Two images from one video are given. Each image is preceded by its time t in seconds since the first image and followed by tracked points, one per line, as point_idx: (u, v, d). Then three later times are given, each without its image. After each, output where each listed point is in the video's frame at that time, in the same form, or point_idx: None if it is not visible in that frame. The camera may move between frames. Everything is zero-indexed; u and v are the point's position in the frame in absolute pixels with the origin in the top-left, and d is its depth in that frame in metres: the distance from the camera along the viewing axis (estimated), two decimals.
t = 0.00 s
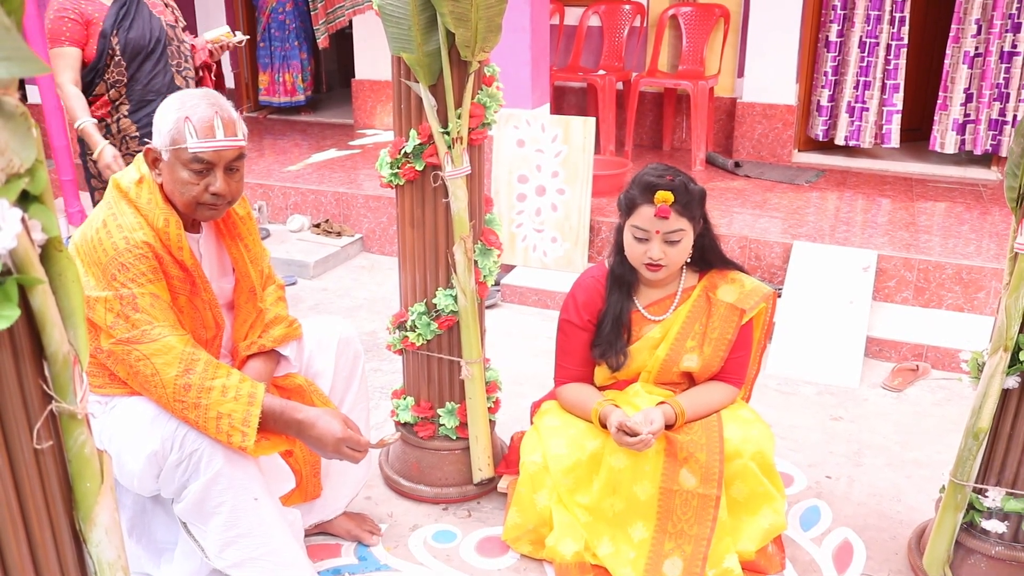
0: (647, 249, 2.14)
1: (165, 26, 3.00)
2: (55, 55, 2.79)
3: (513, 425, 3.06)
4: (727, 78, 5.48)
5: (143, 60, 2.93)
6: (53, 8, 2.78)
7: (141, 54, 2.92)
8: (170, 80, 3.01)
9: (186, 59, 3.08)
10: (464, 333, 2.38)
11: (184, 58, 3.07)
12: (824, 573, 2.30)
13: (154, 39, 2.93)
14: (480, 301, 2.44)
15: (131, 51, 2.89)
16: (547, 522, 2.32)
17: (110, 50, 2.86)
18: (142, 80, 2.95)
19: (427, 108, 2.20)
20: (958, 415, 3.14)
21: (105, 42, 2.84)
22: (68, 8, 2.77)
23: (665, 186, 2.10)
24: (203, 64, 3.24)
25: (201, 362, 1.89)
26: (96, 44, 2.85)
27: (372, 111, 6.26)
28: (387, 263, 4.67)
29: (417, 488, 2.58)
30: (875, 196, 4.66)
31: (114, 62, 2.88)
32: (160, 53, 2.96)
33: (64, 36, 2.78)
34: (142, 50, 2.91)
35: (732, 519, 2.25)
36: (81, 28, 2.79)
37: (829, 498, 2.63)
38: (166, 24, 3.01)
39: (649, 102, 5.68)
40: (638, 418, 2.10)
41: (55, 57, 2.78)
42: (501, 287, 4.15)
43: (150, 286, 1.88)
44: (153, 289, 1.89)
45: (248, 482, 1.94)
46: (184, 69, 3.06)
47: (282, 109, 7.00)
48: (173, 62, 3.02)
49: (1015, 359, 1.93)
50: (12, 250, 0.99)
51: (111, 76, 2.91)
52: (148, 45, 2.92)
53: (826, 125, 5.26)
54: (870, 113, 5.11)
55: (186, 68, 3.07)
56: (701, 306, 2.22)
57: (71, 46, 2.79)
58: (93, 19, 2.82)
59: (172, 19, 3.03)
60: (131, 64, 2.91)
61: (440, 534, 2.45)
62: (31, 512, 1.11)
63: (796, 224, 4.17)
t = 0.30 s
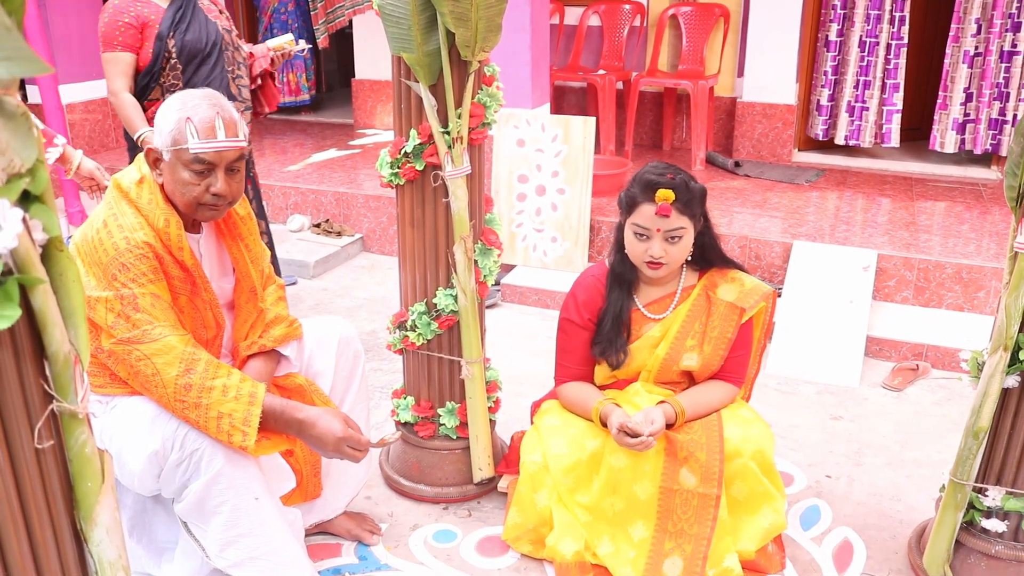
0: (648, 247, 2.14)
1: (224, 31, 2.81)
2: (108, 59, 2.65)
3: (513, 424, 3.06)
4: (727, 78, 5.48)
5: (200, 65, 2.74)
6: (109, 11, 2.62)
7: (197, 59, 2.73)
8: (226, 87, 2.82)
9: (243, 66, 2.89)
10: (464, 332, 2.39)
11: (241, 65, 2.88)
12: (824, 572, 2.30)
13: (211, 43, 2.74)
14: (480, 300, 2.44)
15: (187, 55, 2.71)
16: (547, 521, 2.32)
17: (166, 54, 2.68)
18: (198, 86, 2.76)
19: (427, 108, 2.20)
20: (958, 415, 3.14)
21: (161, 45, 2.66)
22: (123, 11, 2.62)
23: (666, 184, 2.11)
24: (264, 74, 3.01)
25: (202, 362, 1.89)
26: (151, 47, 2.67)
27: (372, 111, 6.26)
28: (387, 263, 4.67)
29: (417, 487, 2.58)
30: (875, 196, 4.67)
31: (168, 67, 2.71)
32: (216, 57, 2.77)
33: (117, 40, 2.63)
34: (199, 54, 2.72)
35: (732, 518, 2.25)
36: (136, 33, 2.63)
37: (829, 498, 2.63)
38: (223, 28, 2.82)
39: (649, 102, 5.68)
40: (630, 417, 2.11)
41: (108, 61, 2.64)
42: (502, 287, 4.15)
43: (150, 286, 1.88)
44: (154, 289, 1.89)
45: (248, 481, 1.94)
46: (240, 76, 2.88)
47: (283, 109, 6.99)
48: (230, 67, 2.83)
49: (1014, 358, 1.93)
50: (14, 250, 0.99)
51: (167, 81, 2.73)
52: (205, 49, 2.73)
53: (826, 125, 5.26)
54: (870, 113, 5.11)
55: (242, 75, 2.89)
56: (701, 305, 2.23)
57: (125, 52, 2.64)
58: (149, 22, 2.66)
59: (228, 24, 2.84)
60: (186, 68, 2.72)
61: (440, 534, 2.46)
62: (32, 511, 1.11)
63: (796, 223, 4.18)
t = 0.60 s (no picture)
0: (650, 245, 2.14)
1: (269, 30, 2.75)
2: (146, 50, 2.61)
3: (513, 424, 3.06)
4: (727, 78, 5.48)
5: (240, 64, 2.69)
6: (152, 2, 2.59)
7: (236, 58, 2.66)
8: (267, 89, 2.77)
9: (286, 67, 2.83)
10: (464, 332, 2.39)
11: (285, 66, 2.82)
12: (824, 572, 2.30)
13: (253, 43, 2.69)
14: (480, 300, 2.44)
15: (228, 53, 2.65)
16: (547, 521, 2.32)
17: (204, 51, 2.63)
18: (236, 86, 2.70)
19: (427, 108, 2.20)
20: (958, 415, 3.14)
21: (201, 42, 2.62)
22: (168, 2, 2.59)
23: (669, 182, 2.11)
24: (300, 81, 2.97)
25: (202, 362, 1.89)
26: (191, 43, 2.63)
27: (372, 111, 6.27)
28: (387, 263, 4.68)
29: (417, 487, 2.59)
30: (875, 196, 4.67)
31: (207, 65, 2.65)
32: (259, 58, 2.71)
33: (157, 32, 2.59)
34: (238, 53, 2.66)
35: (732, 518, 2.25)
36: (177, 26, 2.60)
37: (829, 498, 2.63)
38: (270, 28, 2.76)
39: (649, 102, 5.69)
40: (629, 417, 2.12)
41: (145, 53, 2.60)
42: (502, 287, 4.16)
43: (151, 286, 1.88)
44: (155, 290, 1.89)
45: (249, 481, 1.94)
46: (283, 78, 2.81)
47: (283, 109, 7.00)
48: (273, 68, 2.77)
49: (1014, 359, 1.93)
50: (15, 251, 0.99)
51: (204, 79, 2.67)
52: (246, 49, 2.67)
53: (826, 125, 5.26)
54: (870, 113, 5.11)
55: (284, 77, 2.82)
56: (702, 305, 2.23)
57: (163, 44, 2.60)
58: (191, 17, 2.63)
59: (277, 24, 2.78)
60: (225, 68, 2.66)
61: (440, 534, 2.46)
62: (32, 511, 1.11)
63: (796, 223, 4.18)
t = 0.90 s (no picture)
0: (650, 246, 2.15)
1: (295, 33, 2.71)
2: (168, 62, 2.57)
3: (513, 424, 3.06)
4: (727, 78, 5.48)
5: (267, 72, 2.65)
6: (174, 12, 2.54)
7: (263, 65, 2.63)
8: (296, 96, 2.74)
9: (316, 72, 2.79)
10: (464, 333, 2.39)
11: (314, 70, 2.78)
12: (823, 572, 2.31)
13: (280, 48, 2.65)
14: (480, 301, 2.45)
15: (254, 61, 2.60)
16: (547, 521, 2.32)
17: (229, 60, 2.58)
18: (265, 94, 2.67)
19: (427, 109, 2.20)
20: (957, 415, 3.14)
21: (224, 50, 2.57)
22: (189, 14, 2.53)
23: (669, 182, 2.12)
24: (328, 89, 2.98)
25: (202, 362, 1.89)
26: (215, 52, 2.58)
27: (372, 111, 6.28)
28: (387, 263, 4.68)
29: (417, 487, 2.59)
30: (875, 196, 4.67)
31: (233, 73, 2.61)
32: (286, 64, 2.68)
33: (178, 44, 2.54)
34: (264, 59, 2.62)
35: (732, 518, 2.25)
36: (198, 37, 2.54)
37: (828, 498, 2.64)
38: (296, 31, 2.72)
39: (649, 103, 5.69)
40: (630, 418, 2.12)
41: (167, 65, 2.56)
42: (502, 287, 4.16)
43: (151, 286, 1.88)
44: (155, 290, 1.89)
45: (249, 481, 1.95)
46: (312, 84, 2.78)
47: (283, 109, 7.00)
48: (301, 74, 2.74)
49: (1013, 359, 1.93)
50: (15, 251, 0.99)
51: (231, 90, 2.63)
52: (273, 55, 2.64)
53: (826, 125, 5.26)
54: (870, 113, 5.11)
55: (314, 82, 2.79)
56: (701, 305, 2.23)
57: (183, 56, 2.56)
58: (214, 26, 2.56)
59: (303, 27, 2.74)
60: (251, 76, 2.62)
61: (440, 534, 2.46)
62: (32, 510, 1.12)
63: (796, 223, 4.18)
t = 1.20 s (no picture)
0: (654, 246, 2.14)
1: (309, 27, 2.70)
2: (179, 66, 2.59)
3: (514, 424, 3.06)
4: (727, 78, 5.48)
5: (282, 72, 2.64)
6: (182, 15, 2.55)
7: (276, 64, 2.62)
8: (314, 95, 2.73)
9: (332, 68, 2.78)
10: (464, 332, 2.39)
11: (330, 67, 2.77)
12: (823, 571, 2.31)
13: (293, 46, 2.64)
14: (480, 300, 2.45)
15: (268, 60, 2.60)
16: (547, 521, 2.32)
17: (241, 61, 2.59)
18: (281, 95, 2.66)
19: (427, 108, 2.20)
20: (957, 415, 3.14)
21: (236, 52, 2.57)
22: (197, 15, 2.54)
23: (672, 182, 2.12)
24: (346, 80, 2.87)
25: (202, 362, 1.89)
26: (226, 54, 2.59)
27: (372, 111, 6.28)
28: (387, 262, 4.68)
29: (417, 486, 2.59)
30: (874, 196, 4.67)
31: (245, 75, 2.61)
32: (302, 62, 2.67)
33: (187, 47, 2.55)
34: (278, 59, 2.62)
35: (731, 518, 2.25)
36: (208, 39, 2.55)
37: (828, 497, 2.64)
38: (310, 26, 2.71)
39: (649, 102, 5.69)
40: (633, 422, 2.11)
41: (177, 70, 2.58)
42: (502, 286, 4.16)
43: (151, 286, 1.88)
44: (155, 290, 1.89)
45: (249, 481, 1.95)
46: (329, 81, 2.77)
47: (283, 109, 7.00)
48: (317, 71, 2.73)
49: (1012, 358, 1.93)
50: (15, 251, 0.99)
51: (246, 92, 2.63)
52: (287, 54, 2.63)
53: (826, 124, 5.26)
54: (870, 113, 5.11)
55: (331, 79, 2.78)
56: (701, 304, 2.23)
57: (193, 60, 2.57)
58: (224, 27, 2.57)
59: (317, 20, 2.74)
60: (265, 78, 2.62)
61: (440, 533, 2.46)
62: (33, 510, 1.12)
63: (796, 223, 4.18)
